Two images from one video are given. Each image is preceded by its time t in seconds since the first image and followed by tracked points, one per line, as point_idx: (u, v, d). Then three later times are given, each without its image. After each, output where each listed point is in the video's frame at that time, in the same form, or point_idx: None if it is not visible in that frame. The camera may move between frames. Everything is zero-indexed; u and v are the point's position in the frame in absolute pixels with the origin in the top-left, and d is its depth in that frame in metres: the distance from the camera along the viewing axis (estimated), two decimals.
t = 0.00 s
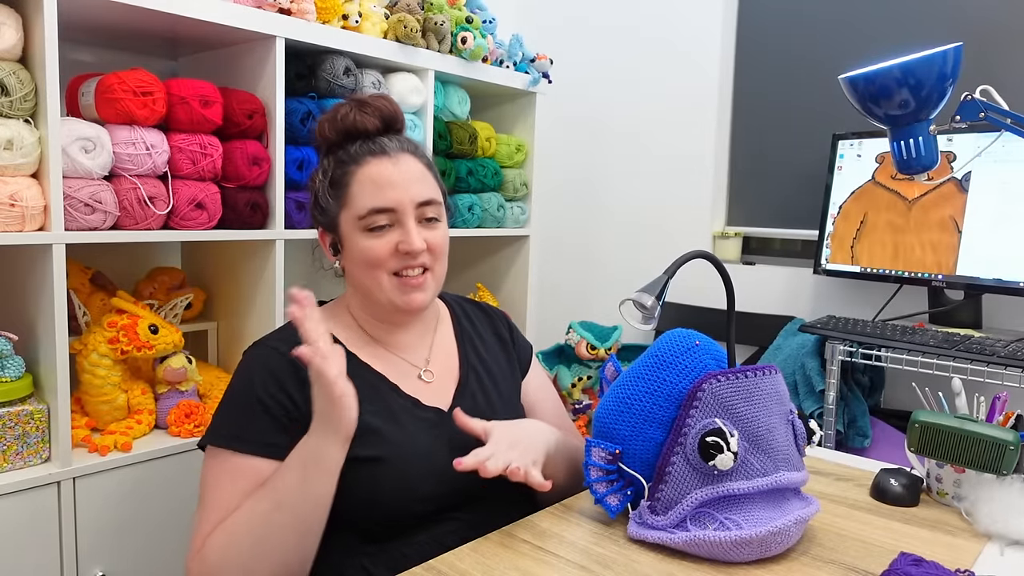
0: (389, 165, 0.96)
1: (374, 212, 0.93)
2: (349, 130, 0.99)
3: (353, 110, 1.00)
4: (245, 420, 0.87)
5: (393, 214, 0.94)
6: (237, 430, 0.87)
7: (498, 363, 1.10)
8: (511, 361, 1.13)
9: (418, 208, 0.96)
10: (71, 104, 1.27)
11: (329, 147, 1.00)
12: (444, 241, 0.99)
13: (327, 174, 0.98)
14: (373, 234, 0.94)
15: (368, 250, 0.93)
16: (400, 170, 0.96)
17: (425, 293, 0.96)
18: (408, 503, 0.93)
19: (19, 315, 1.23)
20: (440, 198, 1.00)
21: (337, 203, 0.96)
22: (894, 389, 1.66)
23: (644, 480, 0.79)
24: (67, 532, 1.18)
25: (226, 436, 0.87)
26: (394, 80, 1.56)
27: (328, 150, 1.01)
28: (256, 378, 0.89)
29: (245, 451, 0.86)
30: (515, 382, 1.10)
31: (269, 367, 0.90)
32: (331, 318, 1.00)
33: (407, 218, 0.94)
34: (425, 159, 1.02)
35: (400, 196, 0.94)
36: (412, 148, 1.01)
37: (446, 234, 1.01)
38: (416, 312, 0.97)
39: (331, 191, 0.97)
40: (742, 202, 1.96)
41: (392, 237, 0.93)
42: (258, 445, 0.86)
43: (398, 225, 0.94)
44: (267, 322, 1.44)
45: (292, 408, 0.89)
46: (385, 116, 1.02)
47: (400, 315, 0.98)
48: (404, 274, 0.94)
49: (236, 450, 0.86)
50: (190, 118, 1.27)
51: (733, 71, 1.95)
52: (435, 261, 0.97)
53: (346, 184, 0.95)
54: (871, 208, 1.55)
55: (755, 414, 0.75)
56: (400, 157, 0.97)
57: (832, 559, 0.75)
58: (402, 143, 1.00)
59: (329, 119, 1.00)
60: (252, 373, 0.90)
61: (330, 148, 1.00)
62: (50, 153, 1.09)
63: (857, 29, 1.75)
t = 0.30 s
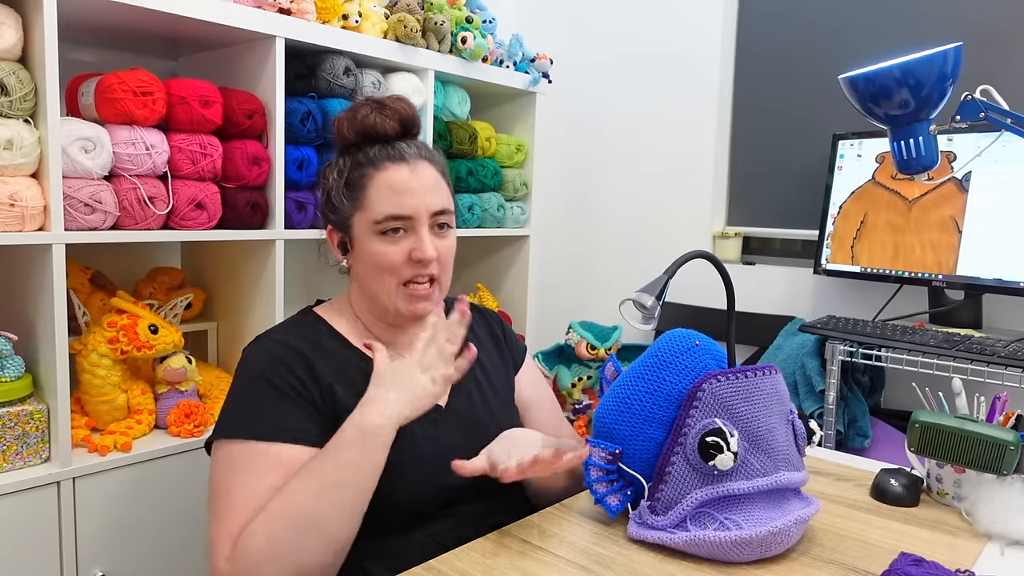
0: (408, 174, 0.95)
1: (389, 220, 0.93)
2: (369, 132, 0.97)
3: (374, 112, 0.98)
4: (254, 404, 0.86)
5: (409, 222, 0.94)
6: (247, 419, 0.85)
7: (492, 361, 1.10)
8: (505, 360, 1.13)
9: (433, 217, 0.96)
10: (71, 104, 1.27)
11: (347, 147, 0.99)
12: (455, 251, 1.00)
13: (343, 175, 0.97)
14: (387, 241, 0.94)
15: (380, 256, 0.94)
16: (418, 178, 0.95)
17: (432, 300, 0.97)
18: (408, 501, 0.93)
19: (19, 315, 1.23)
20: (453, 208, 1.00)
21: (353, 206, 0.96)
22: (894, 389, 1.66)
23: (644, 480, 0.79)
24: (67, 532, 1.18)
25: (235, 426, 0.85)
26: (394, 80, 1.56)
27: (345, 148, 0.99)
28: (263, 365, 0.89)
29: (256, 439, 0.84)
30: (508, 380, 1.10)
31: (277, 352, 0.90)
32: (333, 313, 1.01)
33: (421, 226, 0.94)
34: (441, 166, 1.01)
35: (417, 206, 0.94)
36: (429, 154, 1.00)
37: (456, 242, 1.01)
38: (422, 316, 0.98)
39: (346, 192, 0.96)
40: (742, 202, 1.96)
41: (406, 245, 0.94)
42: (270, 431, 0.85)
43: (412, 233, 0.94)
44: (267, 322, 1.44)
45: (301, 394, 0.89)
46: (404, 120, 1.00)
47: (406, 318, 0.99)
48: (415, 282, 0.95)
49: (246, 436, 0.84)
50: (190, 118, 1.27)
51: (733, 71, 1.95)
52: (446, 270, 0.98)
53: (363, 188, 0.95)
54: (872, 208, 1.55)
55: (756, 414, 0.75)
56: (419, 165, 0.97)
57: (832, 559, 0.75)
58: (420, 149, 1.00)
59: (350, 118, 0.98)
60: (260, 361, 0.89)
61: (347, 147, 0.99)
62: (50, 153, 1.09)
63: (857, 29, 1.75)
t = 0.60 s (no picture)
0: (423, 176, 0.96)
1: (404, 221, 0.94)
2: (385, 135, 0.98)
3: (392, 115, 0.99)
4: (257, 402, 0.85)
5: (422, 224, 0.94)
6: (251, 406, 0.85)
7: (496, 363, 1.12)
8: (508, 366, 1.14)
9: (446, 220, 0.96)
10: (71, 104, 1.27)
11: (364, 149, 0.99)
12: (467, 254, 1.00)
13: (359, 176, 0.98)
14: (401, 242, 0.94)
15: (394, 256, 0.94)
16: (432, 181, 0.96)
17: (445, 303, 0.97)
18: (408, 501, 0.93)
19: (20, 315, 1.23)
20: (466, 212, 1.00)
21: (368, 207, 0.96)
22: (894, 389, 1.66)
23: (644, 480, 0.79)
24: (67, 532, 1.18)
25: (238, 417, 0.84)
26: (394, 81, 1.57)
27: (361, 150, 1.00)
28: (271, 363, 0.89)
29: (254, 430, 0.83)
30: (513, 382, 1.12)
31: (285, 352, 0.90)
32: (344, 310, 1.01)
33: (434, 228, 0.95)
34: (456, 170, 1.02)
35: (431, 208, 0.94)
36: (444, 158, 1.01)
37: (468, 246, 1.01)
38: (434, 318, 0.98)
39: (361, 194, 0.97)
40: (742, 202, 1.96)
41: (419, 246, 0.94)
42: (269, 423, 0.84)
43: (425, 235, 0.95)
44: (267, 322, 1.44)
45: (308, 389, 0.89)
46: (421, 124, 1.01)
47: (417, 319, 0.99)
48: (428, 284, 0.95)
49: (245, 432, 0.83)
50: (190, 118, 1.27)
51: (733, 72, 1.95)
52: (458, 273, 0.98)
53: (378, 189, 0.95)
54: (871, 208, 1.55)
55: (755, 414, 0.75)
56: (433, 168, 0.98)
57: (832, 559, 0.75)
58: (435, 153, 1.00)
59: (367, 121, 0.98)
60: (268, 358, 0.89)
61: (363, 149, 0.99)
62: (50, 153, 1.09)
63: (857, 28, 1.75)
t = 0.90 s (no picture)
0: (429, 174, 0.96)
1: (409, 219, 0.94)
2: (393, 136, 0.98)
3: (399, 115, 1.00)
4: (263, 392, 0.86)
5: (427, 222, 0.94)
6: (256, 397, 0.85)
7: (499, 366, 1.11)
8: (513, 370, 1.14)
9: (451, 219, 0.96)
10: (71, 104, 1.27)
11: (372, 150, 1.00)
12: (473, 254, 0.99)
13: (366, 176, 0.98)
14: (406, 240, 0.94)
15: (399, 253, 0.94)
16: (438, 180, 0.96)
17: (449, 302, 0.97)
18: (409, 501, 0.93)
19: (19, 315, 1.23)
20: (471, 212, 1.00)
21: (374, 205, 0.96)
22: (895, 389, 1.66)
23: (644, 480, 0.79)
24: (67, 532, 1.18)
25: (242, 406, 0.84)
26: (394, 81, 1.56)
27: (371, 152, 1.00)
28: (277, 355, 0.89)
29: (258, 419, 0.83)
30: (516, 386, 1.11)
31: (290, 343, 0.90)
32: (351, 307, 1.01)
33: (439, 227, 0.94)
34: (462, 171, 1.02)
35: (436, 206, 0.94)
36: (450, 158, 1.01)
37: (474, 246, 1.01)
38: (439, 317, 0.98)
39: (368, 193, 0.97)
40: (742, 203, 1.96)
41: (424, 244, 0.94)
42: (274, 413, 0.84)
43: (430, 233, 0.94)
44: (267, 321, 1.44)
45: (315, 382, 0.89)
46: (429, 125, 1.01)
47: (422, 318, 0.98)
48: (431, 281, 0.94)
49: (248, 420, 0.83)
50: (190, 118, 1.27)
51: (733, 72, 1.95)
52: (463, 272, 0.97)
53: (383, 188, 0.95)
54: (872, 208, 1.55)
55: (755, 414, 0.75)
56: (439, 167, 0.98)
57: (833, 559, 0.75)
58: (442, 154, 1.00)
59: (376, 122, 0.99)
60: (273, 351, 0.90)
61: (371, 150, 1.00)
62: (50, 153, 1.09)
63: (857, 28, 1.75)
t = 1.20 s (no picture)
0: (438, 176, 0.96)
1: (417, 219, 0.94)
2: (402, 136, 0.98)
3: (409, 115, 0.99)
4: (268, 388, 0.86)
5: (434, 223, 0.94)
6: (257, 394, 0.85)
7: (500, 367, 1.11)
8: (513, 371, 1.13)
9: (458, 220, 0.96)
10: (71, 104, 1.27)
11: (380, 148, 1.00)
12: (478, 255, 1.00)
13: (374, 175, 0.98)
14: (414, 240, 0.94)
15: (406, 253, 0.94)
16: (447, 181, 0.96)
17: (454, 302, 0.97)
18: (409, 500, 0.93)
19: (19, 315, 1.23)
20: (477, 214, 1.00)
21: (381, 204, 0.96)
22: (895, 389, 1.66)
23: (644, 479, 0.79)
24: (67, 532, 1.18)
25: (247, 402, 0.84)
26: (394, 81, 1.56)
27: (379, 152, 1.00)
28: (282, 352, 0.89)
29: (259, 415, 0.83)
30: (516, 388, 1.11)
31: (295, 340, 0.90)
32: (354, 306, 1.01)
33: (446, 227, 0.95)
34: (469, 173, 1.02)
35: (444, 207, 0.94)
36: (458, 159, 1.01)
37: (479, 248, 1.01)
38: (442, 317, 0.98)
39: (375, 192, 0.97)
40: (742, 203, 1.96)
41: (431, 245, 0.94)
42: (276, 409, 0.84)
43: (437, 234, 0.95)
44: (266, 321, 1.44)
45: (318, 380, 0.89)
46: (437, 127, 1.01)
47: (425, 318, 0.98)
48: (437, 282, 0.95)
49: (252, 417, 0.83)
50: (190, 118, 1.27)
51: (733, 72, 1.95)
52: (468, 273, 0.98)
53: (392, 188, 0.95)
54: (872, 208, 1.55)
55: (756, 413, 0.75)
56: (448, 169, 0.98)
57: (833, 559, 0.75)
58: (450, 155, 1.00)
59: (385, 122, 0.99)
60: (278, 347, 0.90)
61: (380, 149, 1.00)
62: (50, 153, 1.09)
63: (857, 29, 1.75)
